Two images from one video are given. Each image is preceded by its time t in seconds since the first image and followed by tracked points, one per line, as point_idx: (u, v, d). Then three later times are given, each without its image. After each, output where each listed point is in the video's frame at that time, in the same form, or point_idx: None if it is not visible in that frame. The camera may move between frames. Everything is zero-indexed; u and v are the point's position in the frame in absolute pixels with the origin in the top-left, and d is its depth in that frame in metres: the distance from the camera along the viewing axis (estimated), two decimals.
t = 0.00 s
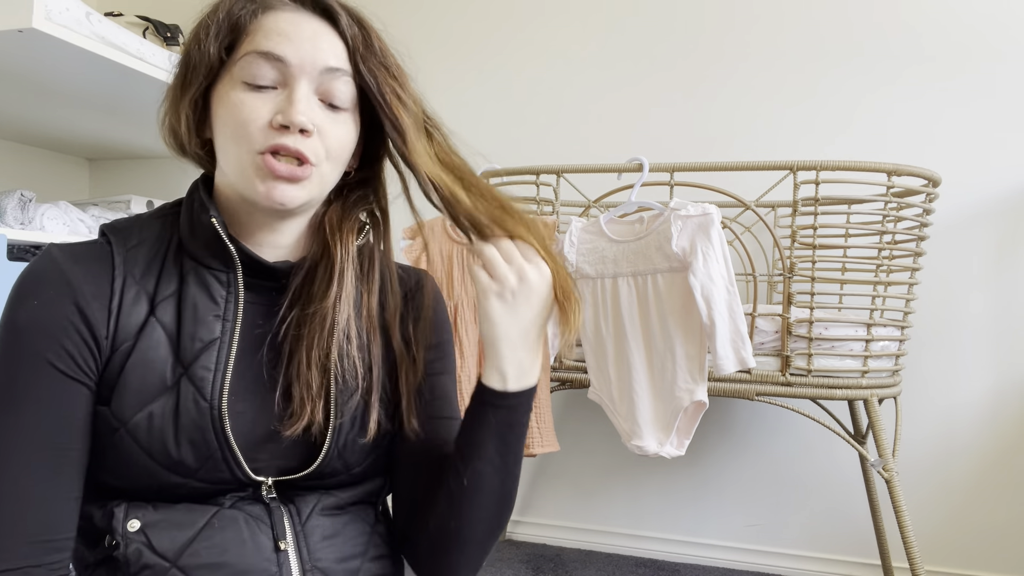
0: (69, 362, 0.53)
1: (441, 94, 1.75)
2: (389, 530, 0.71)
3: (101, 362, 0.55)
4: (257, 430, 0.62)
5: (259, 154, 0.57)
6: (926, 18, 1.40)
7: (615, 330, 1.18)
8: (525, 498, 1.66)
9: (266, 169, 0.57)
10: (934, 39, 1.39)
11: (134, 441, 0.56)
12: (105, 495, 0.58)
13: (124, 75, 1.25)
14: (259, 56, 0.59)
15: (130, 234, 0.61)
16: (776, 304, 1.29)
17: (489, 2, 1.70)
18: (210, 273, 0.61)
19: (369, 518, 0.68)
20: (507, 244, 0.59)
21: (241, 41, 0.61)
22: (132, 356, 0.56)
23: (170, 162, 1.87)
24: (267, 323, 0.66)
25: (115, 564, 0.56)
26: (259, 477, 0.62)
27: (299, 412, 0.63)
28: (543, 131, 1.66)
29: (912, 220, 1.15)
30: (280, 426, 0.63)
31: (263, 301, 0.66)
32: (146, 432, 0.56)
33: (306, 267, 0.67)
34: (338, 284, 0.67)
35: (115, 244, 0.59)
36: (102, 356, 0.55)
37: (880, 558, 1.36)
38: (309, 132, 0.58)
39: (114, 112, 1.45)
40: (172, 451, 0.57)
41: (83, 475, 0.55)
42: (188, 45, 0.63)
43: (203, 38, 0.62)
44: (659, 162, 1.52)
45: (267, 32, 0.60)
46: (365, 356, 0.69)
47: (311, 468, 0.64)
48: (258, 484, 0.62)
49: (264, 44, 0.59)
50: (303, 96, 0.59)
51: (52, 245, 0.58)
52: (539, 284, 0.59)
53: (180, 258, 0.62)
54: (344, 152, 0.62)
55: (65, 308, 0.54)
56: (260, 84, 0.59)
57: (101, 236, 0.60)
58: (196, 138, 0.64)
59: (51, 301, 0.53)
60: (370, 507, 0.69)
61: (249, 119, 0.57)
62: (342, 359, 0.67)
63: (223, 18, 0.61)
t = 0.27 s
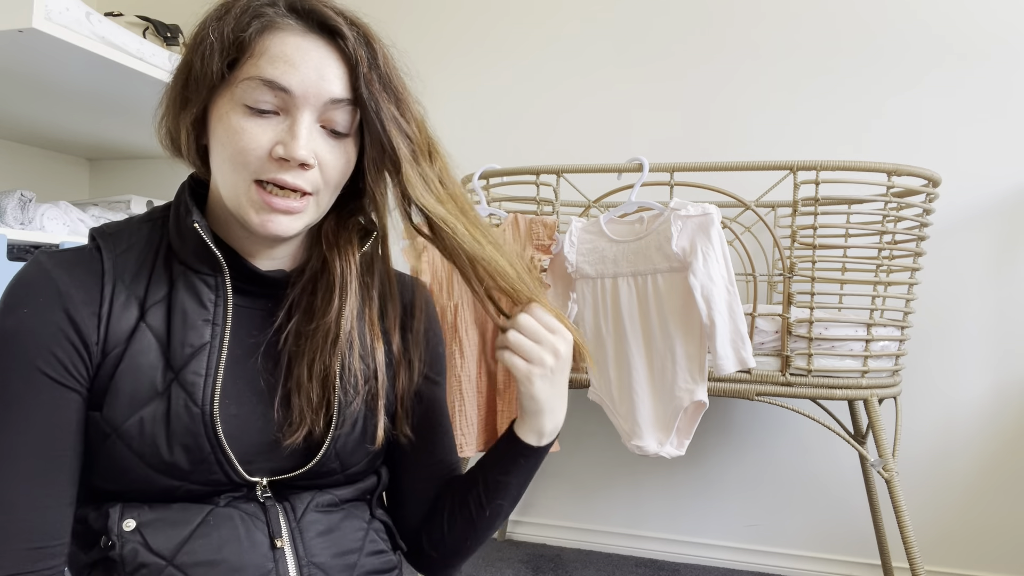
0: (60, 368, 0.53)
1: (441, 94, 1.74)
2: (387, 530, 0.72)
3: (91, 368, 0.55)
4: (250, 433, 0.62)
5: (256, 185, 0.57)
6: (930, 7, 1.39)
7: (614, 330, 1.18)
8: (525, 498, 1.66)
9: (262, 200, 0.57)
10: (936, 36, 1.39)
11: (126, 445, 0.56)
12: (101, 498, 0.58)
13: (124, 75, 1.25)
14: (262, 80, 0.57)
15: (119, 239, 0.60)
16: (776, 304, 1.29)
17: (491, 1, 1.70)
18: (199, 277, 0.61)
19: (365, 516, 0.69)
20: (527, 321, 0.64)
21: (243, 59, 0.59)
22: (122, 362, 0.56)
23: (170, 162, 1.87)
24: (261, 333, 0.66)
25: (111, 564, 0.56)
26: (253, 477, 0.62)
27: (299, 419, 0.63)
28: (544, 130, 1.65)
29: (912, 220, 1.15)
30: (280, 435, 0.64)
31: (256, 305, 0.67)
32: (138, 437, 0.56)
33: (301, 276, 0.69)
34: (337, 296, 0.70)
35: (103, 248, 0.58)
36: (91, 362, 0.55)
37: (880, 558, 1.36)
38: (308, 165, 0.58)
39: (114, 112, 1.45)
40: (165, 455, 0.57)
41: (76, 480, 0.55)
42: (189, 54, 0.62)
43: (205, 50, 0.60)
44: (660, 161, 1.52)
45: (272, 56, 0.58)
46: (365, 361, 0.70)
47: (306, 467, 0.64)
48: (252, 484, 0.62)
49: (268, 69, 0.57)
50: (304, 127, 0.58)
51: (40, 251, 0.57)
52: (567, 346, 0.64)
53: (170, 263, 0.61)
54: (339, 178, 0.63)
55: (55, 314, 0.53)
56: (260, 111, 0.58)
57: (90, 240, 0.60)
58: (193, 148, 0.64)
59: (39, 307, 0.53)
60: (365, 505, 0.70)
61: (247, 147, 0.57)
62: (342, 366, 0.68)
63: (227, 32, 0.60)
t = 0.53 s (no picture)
0: (61, 368, 0.53)
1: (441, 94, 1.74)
2: (387, 530, 0.72)
3: (91, 368, 0.55)
4: (252, 434, 0.62)
5: (257, 185, 0.57)
6: (930, 11, 1.39)
7: (614, 330, 1.18)
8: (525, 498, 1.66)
9: (263, 200, 0.58)
10: (936, 39, 1.39)
11: (126, 446, 0.56)
12: (100, 499, 0.59)
13: (124, 75, 1.25)
14: (263, 80, 0.57)
15: (119, 240, 0.60)
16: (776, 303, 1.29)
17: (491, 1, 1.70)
18: (199, 277, 0.61)
19: (364, 517, 0.69)
20: (574, 367, 0.59)
21: (244, 58, 0.59)
22: (122, 362, 0.56)
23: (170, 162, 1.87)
24: (262, 338, 0.66)
25: (112, 565, 0.56)
26: (253, 478, 0.62)
27: (301, 423, 0.64)
28: (544, 130, 1.65)
29: (912, 220, 1.15)
30: (281, 439, 0.63)
31: (257, 307, 0.66)
32: (138, 437, 0.56)
33: (302, 280, 0.69)
34: (337, 303, 0.70)
35: (103, 249, 0.58)
36: (91, 362, 0.55)
37: (880, 558, 1.36)
38: (309, 166, 0.58)
39: (114, 112, 1.45)
40: (165, 455, 0.57)
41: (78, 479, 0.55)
42: (191, 53, 0.62)
43: (208, 50, 0.60)
44: (660, 161, 1.52)
45: (274, 56, 0.58)
46: (366, 365, 0.70)
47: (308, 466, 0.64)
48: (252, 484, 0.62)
49: (270, 69, 0.57)
50: (306, 128, 0.58)
51: (40, 251, 0.57)
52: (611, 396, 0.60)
53: (170, 263, 0.61)
54: (342, 176, 0.63)
55: (55, 315, 0.53)
56: (261, 110, 0.58)
57: (90, 240, 0.60)
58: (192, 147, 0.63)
59: (39, 307, 0.53)
60: (365, 504, 0.70)
61: (248, 147, 0.57)
62: (343, 371, 0.68)
63: (229, 31, 0.60)
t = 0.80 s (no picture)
0: (62, 364, 0.53)
1: (440, 94, 1.75)
2: (388, 531, 0.72)
3: (92, 366, 0.55)
4: (251, 435, 0.62)
5: (262, 189, 0.58)
6: (931, 11, 1.39)
7: (614, 330, 1.18)
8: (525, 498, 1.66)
9: (267, 204, 0.58)
10: (936, 40, 1.39)
11: (126, 444, 0.56)
12: (100, 497, 0.59)
13: (124, 75, 1.25)
14: (270, 82, 0.57)
15: (120, 237, 0.60)
16: (776, 304, 1.29)
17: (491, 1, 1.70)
18: (200, 276, 0.60)
19: (364, 518, 0.69)
20: (602, 412, 0.57)
21: (253, 60, 0.59)
22: (123, 361, 0.56)
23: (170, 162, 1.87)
24: (259, 345, 0.65)
25: (111, 564, 0.56)
26: (252, 479, 0.62)
27: (300, 432, 0.63)
28: (544, 130, 1.66)
29: (912, 220, 1.15)
30: (281, 447, 0.63)
31: (258, 309, 0.66)
32: (138, 436, 0.56)
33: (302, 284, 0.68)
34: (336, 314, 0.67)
35: (104, 245, 0.58)
36: (92, 360, 0.55)
37: (880, 558, 1.36)
38: (314, 171, 0.57)
39: (114, 112, 1.45)
40: (165, 454, 0.57)
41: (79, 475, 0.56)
42: (200, 53, 0.62)
43: (216, 50, 0.60)
44: (660, 161, 1.53)
45: (282, 58, 0.57)
46: (367, 375, 0.69)
47: (307, 470, 0.64)
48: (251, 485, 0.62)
49: (277, 71, 0.57)
50: (312, 131, 0.57)
51: (43, 247, 0.57)
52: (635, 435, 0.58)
53: (172, 261, 0.61)
54: (343, 185, 0.59)
55: (57, 311, 0.53)
56: (269, 113, 0.57)
57: (93, 237, 0.60)
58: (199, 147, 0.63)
59: (41, 303, 0.53)
60: (365, 506, 0.70)
61: (254, 151, 0.57)
62: (342, 382, 0.67)
63: (237, 32, 0.59)
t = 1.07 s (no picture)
0: (59, 368, 0.53)
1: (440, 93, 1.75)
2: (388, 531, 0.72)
3: (89, 370, 0.55)
4: (250, 440, 0.62)
5: (267, 202, 0.58)
6: (929, 16, 1.39)
7: (614, 330, 1.18)
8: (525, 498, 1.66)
9: (273, 218, 0.58)
10: (936, 39, 1.39)
11: (124, 448, 0.56)
12: (98, 499, 0.59)
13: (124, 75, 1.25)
14: (284, 96, 0.57)
15: (118, 239, 0.60)
16: (776, 304, 1.29)
17: (491, 1, 1.70)
18: (198, 280, 0.60)
19: (364, 518, 0.69)
20: (648, 452, 0.54)
21: (265, 71, 0.59)
22: (120, 365, 0.56)
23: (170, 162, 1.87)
24: (257, 358, 0.65)
25: (110, 566, 0.56)
26: (252, 481, 0.62)
27: (297, 448, 0.64)
28: (543, 130, 1.65)
29: (912, 220, 1.15)
30: (278, 462, 0.63)
31: (258, 313, 0.66)
32: (136, 440, 0.56)
33: (302, 297, 0.69)
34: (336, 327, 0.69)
35: (101, 248, 0.58)
36: (89, 364, 0.55)
37: (880, 558, 1.36)
38: (322, 188, 0.58)
39: (114, 112, 1.45)
40: (163, 458, 0.57)
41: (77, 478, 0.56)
42: (211, 59, 0.61)
43: (228, 58, 0.59)
44: (660, 161, 1.52)
45: (297, 72, 0.57)
46: (367, 389, 0.70)
47: (309, 469, 0.65)
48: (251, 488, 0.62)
49: (292, 86, 0.57)
50: (322, 148, 0.58)
51: (40, 250, 0.57)
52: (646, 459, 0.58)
53: (169, 264, 0.61)
54: (346, 199, 0.62)
55: (53, 315, 0.53)
56: (279, 126, 0.57)
57: (90, 239, 0.60)
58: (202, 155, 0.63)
59: (38, 307, 0.53)
60: (364, 506, 0.71)
61: (263, 164, 0.57)
62: (343, 399, 0.68)
63: (252, 42, 0.59)
